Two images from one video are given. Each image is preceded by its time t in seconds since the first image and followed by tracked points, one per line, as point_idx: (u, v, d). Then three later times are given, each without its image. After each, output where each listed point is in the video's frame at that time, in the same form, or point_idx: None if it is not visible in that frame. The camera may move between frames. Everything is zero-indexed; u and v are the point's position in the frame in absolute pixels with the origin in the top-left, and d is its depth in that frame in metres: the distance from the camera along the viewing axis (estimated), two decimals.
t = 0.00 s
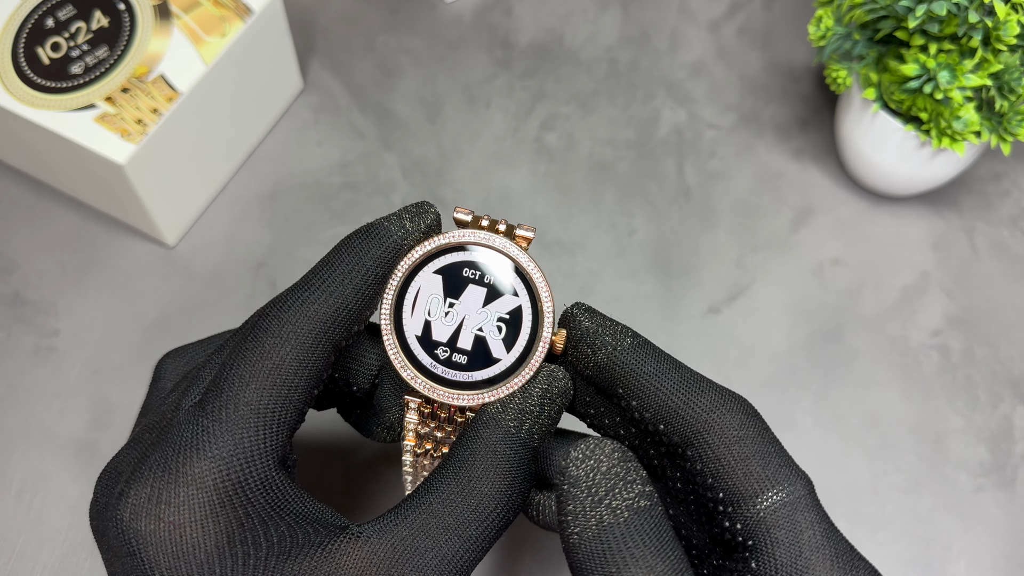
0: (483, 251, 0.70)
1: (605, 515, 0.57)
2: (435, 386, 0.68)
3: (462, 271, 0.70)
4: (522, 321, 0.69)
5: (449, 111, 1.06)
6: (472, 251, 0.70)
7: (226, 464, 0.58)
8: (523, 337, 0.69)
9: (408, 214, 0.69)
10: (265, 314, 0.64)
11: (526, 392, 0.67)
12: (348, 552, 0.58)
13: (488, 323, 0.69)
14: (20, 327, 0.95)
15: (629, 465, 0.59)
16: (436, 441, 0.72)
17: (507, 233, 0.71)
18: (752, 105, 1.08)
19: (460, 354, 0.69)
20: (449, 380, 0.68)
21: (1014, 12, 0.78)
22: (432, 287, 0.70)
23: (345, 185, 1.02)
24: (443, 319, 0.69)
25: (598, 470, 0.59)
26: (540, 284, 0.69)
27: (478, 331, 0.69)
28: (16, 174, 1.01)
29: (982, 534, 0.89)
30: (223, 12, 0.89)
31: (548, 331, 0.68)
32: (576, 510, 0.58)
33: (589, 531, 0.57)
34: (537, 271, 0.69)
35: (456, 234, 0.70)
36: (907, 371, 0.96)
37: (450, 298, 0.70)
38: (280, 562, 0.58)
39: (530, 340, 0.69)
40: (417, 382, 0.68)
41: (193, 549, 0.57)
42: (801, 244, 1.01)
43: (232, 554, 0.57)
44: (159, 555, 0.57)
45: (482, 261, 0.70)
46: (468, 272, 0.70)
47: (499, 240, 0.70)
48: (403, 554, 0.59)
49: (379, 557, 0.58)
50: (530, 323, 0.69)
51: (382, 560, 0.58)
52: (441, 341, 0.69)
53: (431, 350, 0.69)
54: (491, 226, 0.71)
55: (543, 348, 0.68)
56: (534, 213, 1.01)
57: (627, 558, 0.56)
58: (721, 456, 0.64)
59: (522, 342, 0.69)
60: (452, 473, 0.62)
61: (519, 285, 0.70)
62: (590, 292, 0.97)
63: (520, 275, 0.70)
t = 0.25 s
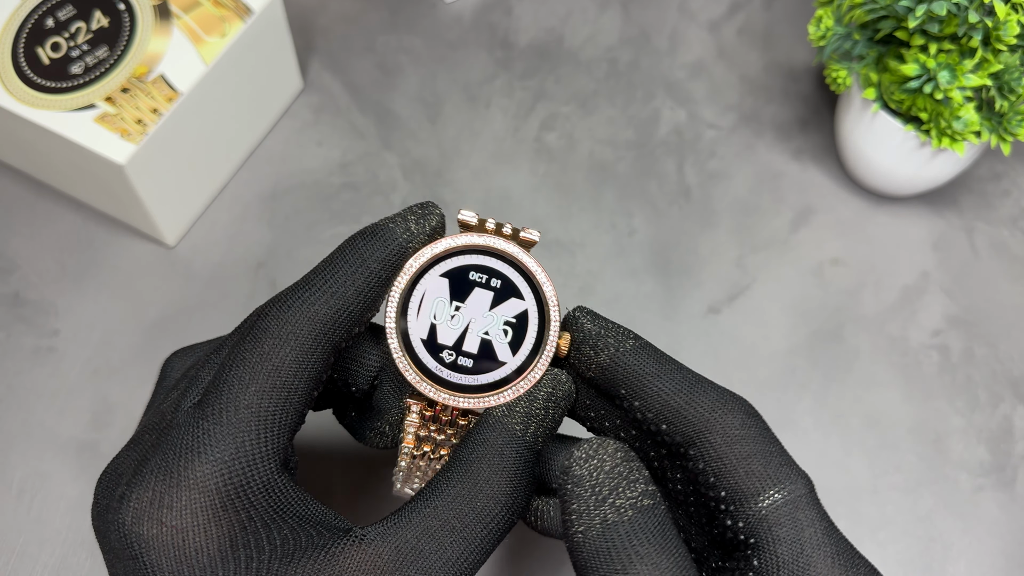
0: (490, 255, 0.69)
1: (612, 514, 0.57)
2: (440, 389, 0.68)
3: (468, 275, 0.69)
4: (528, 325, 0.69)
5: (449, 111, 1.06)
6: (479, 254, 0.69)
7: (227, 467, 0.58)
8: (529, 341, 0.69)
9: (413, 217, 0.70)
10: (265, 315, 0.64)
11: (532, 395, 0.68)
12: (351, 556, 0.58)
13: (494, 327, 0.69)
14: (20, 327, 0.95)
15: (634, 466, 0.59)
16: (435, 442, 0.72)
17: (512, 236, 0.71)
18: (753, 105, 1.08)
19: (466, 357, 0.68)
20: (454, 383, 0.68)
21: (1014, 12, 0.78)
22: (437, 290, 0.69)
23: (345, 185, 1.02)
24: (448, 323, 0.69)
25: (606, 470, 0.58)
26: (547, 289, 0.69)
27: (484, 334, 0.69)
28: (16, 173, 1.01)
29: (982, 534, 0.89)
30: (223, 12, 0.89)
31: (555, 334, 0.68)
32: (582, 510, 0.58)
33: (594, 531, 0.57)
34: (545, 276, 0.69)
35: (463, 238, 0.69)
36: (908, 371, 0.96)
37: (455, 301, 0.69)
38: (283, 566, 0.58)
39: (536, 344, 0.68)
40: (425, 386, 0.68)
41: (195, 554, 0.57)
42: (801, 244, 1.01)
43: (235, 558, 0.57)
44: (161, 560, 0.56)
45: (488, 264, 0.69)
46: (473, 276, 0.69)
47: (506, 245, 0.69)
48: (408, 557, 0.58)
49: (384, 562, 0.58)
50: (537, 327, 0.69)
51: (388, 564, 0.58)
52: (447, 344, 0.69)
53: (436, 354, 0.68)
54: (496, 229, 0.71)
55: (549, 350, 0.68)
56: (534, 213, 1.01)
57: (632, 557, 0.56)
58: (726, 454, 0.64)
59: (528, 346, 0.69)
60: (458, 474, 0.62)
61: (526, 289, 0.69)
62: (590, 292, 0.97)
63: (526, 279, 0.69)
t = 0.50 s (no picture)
0: (534, 278, 0.67)
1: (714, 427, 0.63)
2: (470, 411, 0.66)
3: (509, 295, 0.67)
4: (565, 353, 0.67)
5: (449, 111, 1.06)
6: (522, 276, 0.67)
7: (261, 481, 0.58)
8: (565, 369, 0.67)
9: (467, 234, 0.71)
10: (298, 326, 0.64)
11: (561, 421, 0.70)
12: None
13: (530, 351, 0.67)
14: (20, 327, 0.95)
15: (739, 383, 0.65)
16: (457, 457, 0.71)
17: (557, 259, 0.68)
18: (752, 105, 1.08)
19: (498, 380, 0.66)
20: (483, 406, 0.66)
21: (1014, 12, 0.78)
22: (475, 308, 0.67)
23: (345, 185, 1.02)
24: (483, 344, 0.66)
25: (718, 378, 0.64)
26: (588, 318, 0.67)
27: (519, 359, 0.66)
28: (17, 173, 1.01)
29: (982, 534, 0.89)
30: (223, 12, 0.89)
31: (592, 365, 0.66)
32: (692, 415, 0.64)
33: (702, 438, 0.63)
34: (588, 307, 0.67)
35: (509, 258, 0.66)
36: (907, 371, 0.96)
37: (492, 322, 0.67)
38: None
39: (573, 372, 0.67)
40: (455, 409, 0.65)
41: (219, 569, 0.57)
42: (801, 243, 1.01)
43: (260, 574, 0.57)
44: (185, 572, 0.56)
45: (530, 287, 0.67)
46: (514, 297, 0.67)
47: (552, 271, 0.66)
48: None
49: None
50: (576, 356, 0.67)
51: None
52: (480, 364, 0.66)
53: (468, 374, 0.66)
54: (542, 250, 0.68)
55: (583, 382, 0.66)
56: (533, 213, 1.01)
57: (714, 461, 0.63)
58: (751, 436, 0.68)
59: (564, 374, 0.67)
60: (482, 500, 0.62)
61: (567, 317, 0.67)
62: (590, 292, 0.97)
63: (568, 306, 0.67)
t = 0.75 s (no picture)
0: (523, 268, 0.72)
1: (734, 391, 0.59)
2: (467, 402, 0.71)
3: (499, 287, 0.72)
4: (557, 340, 0.71)
5: (449, 111, 1.06)
6: (512, 266, 0.72)
7: (254, 479, 0.59)
8: (556, 356, 0.71)
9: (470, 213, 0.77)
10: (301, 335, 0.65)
11: (555, 418, 0.66)
12: None
13: (523, 340, 0.72)
14: (20, 327, 0.95)
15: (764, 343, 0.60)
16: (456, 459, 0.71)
17: (545, 250, 0.72)
18: (753, 105, 1.08)
19: (491, 370, 0.71)
20: (477, 396, 0.71)
21: (1014, 12, 0.78)
22: (467, 301, 0.72)
23: (345, 185, 1.02)
24: (477, 335, 0.72)
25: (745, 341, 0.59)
26: (578, 307, 0.71)
27: (512, 348, 0.72)
28: (16, 173, 1.01)
29: (983, 534, 0.89)
30: (223, 12, 0.89)
31: (584, 346, 0.71)
32: (714, 372, 0.60)
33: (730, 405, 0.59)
34: (575, 291, 0.71)
35: (498, 250, 0.72)
36: (908, 371, 0.96)
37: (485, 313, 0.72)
38: None
39: (563, 359, 0.71)
40: (450, 399, 0.70)
41: (206, 567, 0.57)
42: (801, 243, 1.01)
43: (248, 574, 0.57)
44: (171, 570, 0.56)
45: (519, 278, 0.72)
46: (504, 288, 0.72)
47: (541, 259, 0.71)
48: None
49: None
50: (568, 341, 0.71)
51: None
52: (473, 356, 0.72)
53: (464, 365, 0.71)
54: (530, 242, 0.73)
55: (574, 369, 0.70)
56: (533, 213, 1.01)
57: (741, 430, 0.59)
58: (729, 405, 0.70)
59: (555, 361, 0.71)
60: (483, 492, 0.61)
61: (556, 304, 0.72)
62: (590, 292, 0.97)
63: (557, 294, 0.71)
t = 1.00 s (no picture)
0: (526, 266, 0.77)
1: (801, 399, 0.61)
2: (468, 393, 0.76)
3: (504, 285, 0.77)
4: (558, 335, 0.76)
5: (449, 111, 1.06)
6: (517, 266, 0.77)
7: None
8: (559, 349, 0.76)
9: (472, 202, 0.82)
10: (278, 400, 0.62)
11: (462, 504, 0.60)
12: None
13: (524, 336, 0.77)
14: (20, 327, 0.95)
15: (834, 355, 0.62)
16: (458, 450, 0.75)
17: (548, 247, 0.78)
18: (753, 105, 1.08)
19: (495, 364, 0.76)
20: (483, 389, 0.76)
21: (1014, 12, 0.78)
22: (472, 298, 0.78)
23: (345, 185, 1.02)
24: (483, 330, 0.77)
25: (822, 348, 0.62)
26: (577, 297, 0.76)
27: (514, 343, 0.77)
28: (16, 173, 1.01)
29: (983, 534, 0.89)
30: (223, 12, 0.89)
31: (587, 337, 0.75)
32: (795, 372, 0.62)
33: (788, 405, 0.61)
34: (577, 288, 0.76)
35: (504, 249, 0.77)
36: (908, 371, 0.96)
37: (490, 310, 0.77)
38: None
39: (563, 355, 0.76)
40: (454, 391, 0.75)
41: None
42: (801, 243, 1.01)
43: None
44: None
45: (523, 275, 0.77)
46: (508, 286, 0.77)
47: (544, 256, 0.77)
48: None
49: None
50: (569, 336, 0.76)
51: None
52: (478, 350, 0.77)
53: (469, 359, 0.77)
54: (534, 238, 0.78)
55: (575, 364, 0.75)
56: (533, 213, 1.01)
57: (803, 425, 0.61)
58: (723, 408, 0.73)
59: (557, 355, 0.76)
60: None
61: (558, 301, 0.77)
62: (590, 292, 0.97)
63: (559, 291, 0.77)
